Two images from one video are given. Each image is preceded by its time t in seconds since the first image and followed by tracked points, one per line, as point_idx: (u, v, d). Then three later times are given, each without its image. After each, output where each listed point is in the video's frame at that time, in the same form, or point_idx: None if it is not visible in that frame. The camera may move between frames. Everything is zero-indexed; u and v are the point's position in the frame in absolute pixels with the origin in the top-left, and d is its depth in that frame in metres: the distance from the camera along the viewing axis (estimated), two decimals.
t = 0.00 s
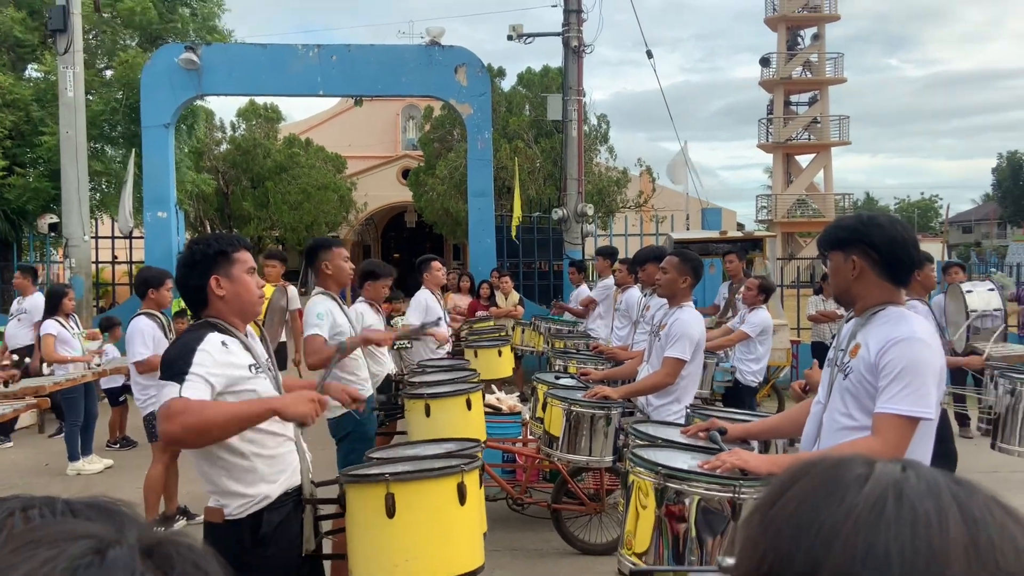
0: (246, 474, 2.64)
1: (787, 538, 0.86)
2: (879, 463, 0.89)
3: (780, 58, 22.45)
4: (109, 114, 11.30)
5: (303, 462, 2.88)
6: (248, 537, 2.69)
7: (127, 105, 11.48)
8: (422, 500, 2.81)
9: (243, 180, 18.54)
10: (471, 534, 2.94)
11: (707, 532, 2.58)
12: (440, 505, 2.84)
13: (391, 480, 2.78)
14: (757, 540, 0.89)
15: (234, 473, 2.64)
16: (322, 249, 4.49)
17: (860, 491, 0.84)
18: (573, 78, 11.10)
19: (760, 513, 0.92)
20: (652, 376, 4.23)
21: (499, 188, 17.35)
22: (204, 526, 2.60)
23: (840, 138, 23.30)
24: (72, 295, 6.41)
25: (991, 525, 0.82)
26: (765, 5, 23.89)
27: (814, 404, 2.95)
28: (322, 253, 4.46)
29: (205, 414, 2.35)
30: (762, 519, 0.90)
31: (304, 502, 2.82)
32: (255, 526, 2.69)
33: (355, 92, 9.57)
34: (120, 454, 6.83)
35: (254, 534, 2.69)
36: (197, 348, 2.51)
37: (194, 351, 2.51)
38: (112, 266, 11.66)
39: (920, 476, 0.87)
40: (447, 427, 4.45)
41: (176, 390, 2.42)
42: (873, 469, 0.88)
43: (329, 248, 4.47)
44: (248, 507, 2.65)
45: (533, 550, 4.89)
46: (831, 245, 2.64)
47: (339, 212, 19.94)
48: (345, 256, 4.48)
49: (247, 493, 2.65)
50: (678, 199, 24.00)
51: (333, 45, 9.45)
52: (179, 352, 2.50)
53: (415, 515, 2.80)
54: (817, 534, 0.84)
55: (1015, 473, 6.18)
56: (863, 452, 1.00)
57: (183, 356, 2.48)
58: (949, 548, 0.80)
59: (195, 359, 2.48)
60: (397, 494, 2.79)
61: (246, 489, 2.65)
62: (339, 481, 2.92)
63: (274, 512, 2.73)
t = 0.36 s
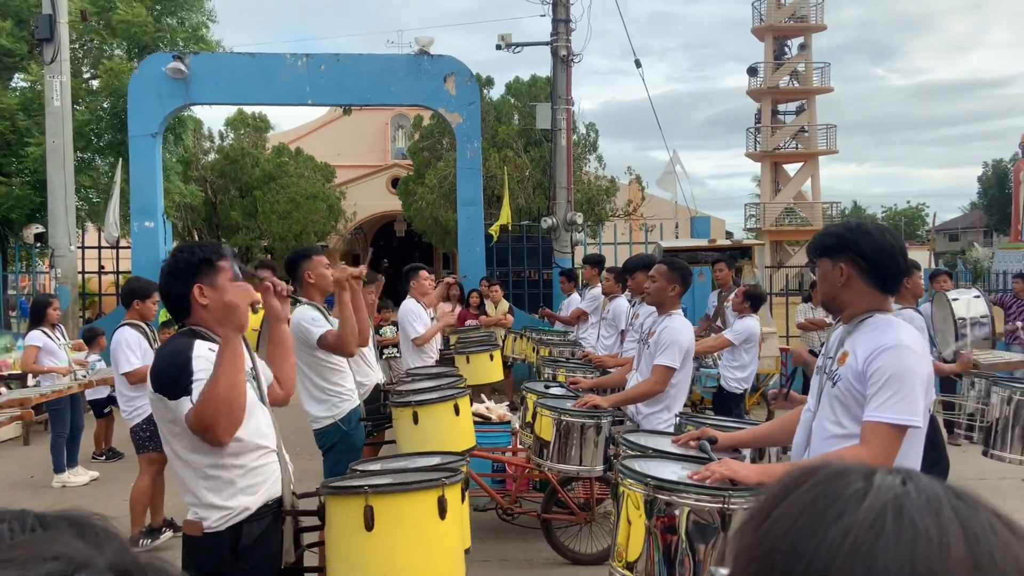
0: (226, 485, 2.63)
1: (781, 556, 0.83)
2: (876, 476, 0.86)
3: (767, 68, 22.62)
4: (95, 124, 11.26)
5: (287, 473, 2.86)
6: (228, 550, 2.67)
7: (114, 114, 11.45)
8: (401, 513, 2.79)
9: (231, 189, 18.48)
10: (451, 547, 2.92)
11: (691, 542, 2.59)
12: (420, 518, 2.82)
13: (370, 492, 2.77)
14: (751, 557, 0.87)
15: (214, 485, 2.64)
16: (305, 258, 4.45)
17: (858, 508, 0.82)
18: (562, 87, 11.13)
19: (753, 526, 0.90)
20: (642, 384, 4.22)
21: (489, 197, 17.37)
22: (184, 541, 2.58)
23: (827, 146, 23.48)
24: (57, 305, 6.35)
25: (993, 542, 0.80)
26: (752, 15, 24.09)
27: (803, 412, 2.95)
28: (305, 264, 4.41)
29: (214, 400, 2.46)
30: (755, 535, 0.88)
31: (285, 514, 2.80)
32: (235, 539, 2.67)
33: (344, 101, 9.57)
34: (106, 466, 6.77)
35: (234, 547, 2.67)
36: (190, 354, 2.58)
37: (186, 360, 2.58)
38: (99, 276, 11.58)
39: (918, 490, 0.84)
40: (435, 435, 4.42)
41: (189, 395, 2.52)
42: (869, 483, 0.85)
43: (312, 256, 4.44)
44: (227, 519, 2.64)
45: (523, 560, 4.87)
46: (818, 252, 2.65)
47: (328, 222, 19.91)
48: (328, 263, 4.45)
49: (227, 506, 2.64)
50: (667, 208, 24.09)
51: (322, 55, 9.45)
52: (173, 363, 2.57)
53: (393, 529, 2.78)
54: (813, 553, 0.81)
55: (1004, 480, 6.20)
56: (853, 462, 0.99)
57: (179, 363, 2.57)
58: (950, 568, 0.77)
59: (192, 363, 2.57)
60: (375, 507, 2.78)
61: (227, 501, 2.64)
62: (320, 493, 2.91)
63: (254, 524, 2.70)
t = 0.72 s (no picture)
0: (212, 490, 2.61)
1: (753, 559, 0.84)
2: (848, 478, 0.87)
3: (755, 66, 22.70)
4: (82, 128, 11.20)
5: (275, 476, 2.84)
6: (216, 554, 2.67)
7: (101, 119, 11.40)
8: (393, 507, 2.79)
9: (220, 193, 18.40)
10: (443, 542, 2.91)
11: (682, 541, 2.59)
12: (412, 511, 2.82)
13: (361, 488, 2.76)
14: (724, 558, 0.88)
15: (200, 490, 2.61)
16: (298, 262, 4.45)
17: (827, 514, 0.82)
18: (550, 87, 11.12)
19: (726, 529, 0.90)
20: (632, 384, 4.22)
21: (479, 197, 17.38)
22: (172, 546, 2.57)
23: (815, 143, 23.59)
24: (45, 311, 6.31)
25: (963, 547, 0.79)
26: (740, 13, 24.16)
27: (792, 410, 2.95)
28: (299, 266, 4.43)
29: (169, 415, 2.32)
30: (730, 536, 0.88)
31: (273, 517, 2.78)
32: (223, 544, 2.66)
33: (332, 103, 9.54)
34: (96, 473, 6.73)
35: (222, 552, 2.66)
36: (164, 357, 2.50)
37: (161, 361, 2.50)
38: (86, 282, 11.52)
39: (890, 493, 0.84)
40: (427, 439, 4.41)
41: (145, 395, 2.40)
42: (841, 486, 0.85)
43: (306, 261, 4.44)
44: (214, 524, 2.62)
45: (516, 561, 4.87)
46: (807, 249, 2.65)
47: (318, 224, 19.87)
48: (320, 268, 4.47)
49: (214, 510, 2.62)
50: (657, 206, 24.13)
51: (309, 57, 9.42)
52: (146, 362, 2.49)
53: (386, 523, 2.78)
54: (783, 559, 0.82)
55: (993, 474, 6.24)
56: (828, 461, 0.99)
57: (151, 364, 2.48)
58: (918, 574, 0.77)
59: (164, 366, 2.48)
60: (367, 502, 2.77)
61: (214, 505, 2.62)
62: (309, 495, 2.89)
63: (242, 530, 2.69)
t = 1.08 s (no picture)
0: (204, 485, 2.62)
1: (726, 553, 0.85)
2: (822, 471, 0.87)
3: (748, 60, 22.72)
4: (73, 126, 11.16)
5: (268, 472, 2.84)
6: (207, 550, 2.66)
7: (92, 117, 11.36)
8: (378, 510, 2.80)
9: (212, 191, 18.33)
10: (429, 545, 2.91)
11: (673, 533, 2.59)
12: (398, 515, 2.82)
13: (347, 490, 2.77)
14: (699, 551, 0.89)
15: (192, 485, 2.63)
16: (289, 259, 4.44)
17: (798, 507, 0.83)
18: (543, 83, 11.09)
19: (702, 521, 0.91)
20: (625, 379, 4.23)
21: (472, 193, 17.36)
22: (165, 541, 2.57)
23: (807, 138, 23.62)
24: (38, 310, 6.29)
25: (932, 541, 0.80)
26: (732, 8, 24.15)
27: (785, 403, 2.96)
28: (292, 262, 4.43)
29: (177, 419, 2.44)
30: (705, 529, 0.89)
31: (264, 514, 2.77)
32: (213, 539, 2.66)
33: (324, 99, 9.51)
34: (90, 471, 6.72)
35: (212, 547, 2.65)
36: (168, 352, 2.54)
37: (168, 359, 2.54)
38: (79, 280, 11.48)
39: (861, 485, 0.85)
40: (420, 432, 4.41)
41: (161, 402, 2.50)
42: (814, 478, 0.86)
43: (296, 258, 4.44)
44: (206, 518, 2.63)
45: (511, 555, 4.88)
46: (800, 242, 2.66)
47: (311, 221, 19.85)
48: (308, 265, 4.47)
49: (205, 505, 2.63)
50: (650, 201, 24.15)
51: (301, 53, 9.39)
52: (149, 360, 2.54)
53: (370, 525, 2.78)
54: (754, 553, 0.82)
55: (985, 466, 6.27)
56: (805, 454, 0.99)
57: (155, 364, 2.53)
58: (886, 568, 0.78)
59: (168, 366, 2.53)
60: (352, 504, 2.78)
61: (206, 500, 2.62)
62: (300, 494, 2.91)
63: (233, 525, 2.68)
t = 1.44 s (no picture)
0: (197, 477, 2.62)
1: (715, 543, 0.85)
2: (809, 462, 0.88)
3: (743, 57, 22.76)
4: (67, 121, 11.12)
5: (265, 467, 2.85)
6: (198, 541, 2.66)
7: (85, 112, 11.32)
8: (371, 498, 2.80)
9: (206, 186, 18.27)
10: (421, 534, 2.92)
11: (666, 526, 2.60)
12: (391, 503, 2.83)
13: (340, 478, 2.77)
14: (686, 544, 0.89)
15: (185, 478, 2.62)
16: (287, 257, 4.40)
17: (787, 498, 0.83)
18: (538, 80, 11.08)
19: (691, 514, 0.91)
20: (620, 375, 4.23)
21: (467, 190, 17.35)
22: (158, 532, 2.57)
23: (802, 134, 23.66)
24: (31, 305, 6.26)
25: (917, 529, 0.82)
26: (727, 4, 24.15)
27: (778, 399, 2.97)
28: (292, 259, 4.40)
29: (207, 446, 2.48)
30: (693, 522, 0.89)
31: (259, 507, 2.78)
32: (204, 531, 2.66)
33: (318, 95, 9.49)
34: (84, 468, 6.71)
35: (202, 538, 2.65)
36: (175, 360, 2.49)
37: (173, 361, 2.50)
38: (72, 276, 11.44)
39: (847, 475, 0.86)
40: (418, 429, 4.41)
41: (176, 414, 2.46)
42: (801, 469, 0.87)
43: (294, 256, 4.40)
44: (198, 510, 2.63)
45: (506, 551, 4.89)
46: (795, 239, 2.67)
47: (305, 218, 19.81)
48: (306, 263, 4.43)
49: (198, 496, 2.63)
50: (645, 198, 24.18)
51: (295, 49, 9.37)
52: (152, 364, 2.49)
53: (363, 514, 2.79)
54: (743, 546, 0.83)
55: (977, 462, 6.31)
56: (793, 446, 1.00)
57: (160, 371, 2.47)
58: (874, 559, 0.79)
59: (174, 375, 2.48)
60: (346, 492, 2.78)
61: (198, 492, 2.62)
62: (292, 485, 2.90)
63: (224, 517, 2.69)
